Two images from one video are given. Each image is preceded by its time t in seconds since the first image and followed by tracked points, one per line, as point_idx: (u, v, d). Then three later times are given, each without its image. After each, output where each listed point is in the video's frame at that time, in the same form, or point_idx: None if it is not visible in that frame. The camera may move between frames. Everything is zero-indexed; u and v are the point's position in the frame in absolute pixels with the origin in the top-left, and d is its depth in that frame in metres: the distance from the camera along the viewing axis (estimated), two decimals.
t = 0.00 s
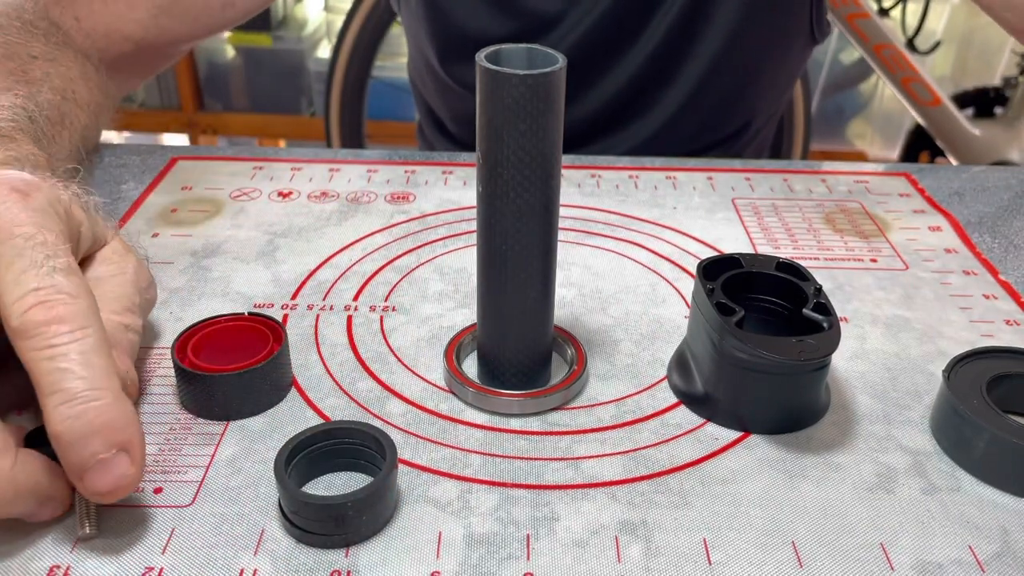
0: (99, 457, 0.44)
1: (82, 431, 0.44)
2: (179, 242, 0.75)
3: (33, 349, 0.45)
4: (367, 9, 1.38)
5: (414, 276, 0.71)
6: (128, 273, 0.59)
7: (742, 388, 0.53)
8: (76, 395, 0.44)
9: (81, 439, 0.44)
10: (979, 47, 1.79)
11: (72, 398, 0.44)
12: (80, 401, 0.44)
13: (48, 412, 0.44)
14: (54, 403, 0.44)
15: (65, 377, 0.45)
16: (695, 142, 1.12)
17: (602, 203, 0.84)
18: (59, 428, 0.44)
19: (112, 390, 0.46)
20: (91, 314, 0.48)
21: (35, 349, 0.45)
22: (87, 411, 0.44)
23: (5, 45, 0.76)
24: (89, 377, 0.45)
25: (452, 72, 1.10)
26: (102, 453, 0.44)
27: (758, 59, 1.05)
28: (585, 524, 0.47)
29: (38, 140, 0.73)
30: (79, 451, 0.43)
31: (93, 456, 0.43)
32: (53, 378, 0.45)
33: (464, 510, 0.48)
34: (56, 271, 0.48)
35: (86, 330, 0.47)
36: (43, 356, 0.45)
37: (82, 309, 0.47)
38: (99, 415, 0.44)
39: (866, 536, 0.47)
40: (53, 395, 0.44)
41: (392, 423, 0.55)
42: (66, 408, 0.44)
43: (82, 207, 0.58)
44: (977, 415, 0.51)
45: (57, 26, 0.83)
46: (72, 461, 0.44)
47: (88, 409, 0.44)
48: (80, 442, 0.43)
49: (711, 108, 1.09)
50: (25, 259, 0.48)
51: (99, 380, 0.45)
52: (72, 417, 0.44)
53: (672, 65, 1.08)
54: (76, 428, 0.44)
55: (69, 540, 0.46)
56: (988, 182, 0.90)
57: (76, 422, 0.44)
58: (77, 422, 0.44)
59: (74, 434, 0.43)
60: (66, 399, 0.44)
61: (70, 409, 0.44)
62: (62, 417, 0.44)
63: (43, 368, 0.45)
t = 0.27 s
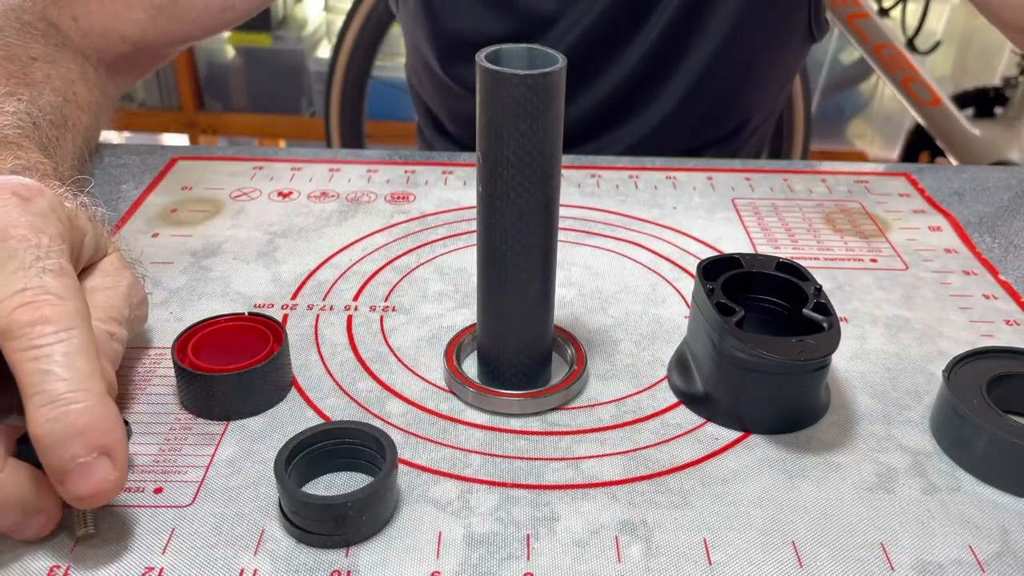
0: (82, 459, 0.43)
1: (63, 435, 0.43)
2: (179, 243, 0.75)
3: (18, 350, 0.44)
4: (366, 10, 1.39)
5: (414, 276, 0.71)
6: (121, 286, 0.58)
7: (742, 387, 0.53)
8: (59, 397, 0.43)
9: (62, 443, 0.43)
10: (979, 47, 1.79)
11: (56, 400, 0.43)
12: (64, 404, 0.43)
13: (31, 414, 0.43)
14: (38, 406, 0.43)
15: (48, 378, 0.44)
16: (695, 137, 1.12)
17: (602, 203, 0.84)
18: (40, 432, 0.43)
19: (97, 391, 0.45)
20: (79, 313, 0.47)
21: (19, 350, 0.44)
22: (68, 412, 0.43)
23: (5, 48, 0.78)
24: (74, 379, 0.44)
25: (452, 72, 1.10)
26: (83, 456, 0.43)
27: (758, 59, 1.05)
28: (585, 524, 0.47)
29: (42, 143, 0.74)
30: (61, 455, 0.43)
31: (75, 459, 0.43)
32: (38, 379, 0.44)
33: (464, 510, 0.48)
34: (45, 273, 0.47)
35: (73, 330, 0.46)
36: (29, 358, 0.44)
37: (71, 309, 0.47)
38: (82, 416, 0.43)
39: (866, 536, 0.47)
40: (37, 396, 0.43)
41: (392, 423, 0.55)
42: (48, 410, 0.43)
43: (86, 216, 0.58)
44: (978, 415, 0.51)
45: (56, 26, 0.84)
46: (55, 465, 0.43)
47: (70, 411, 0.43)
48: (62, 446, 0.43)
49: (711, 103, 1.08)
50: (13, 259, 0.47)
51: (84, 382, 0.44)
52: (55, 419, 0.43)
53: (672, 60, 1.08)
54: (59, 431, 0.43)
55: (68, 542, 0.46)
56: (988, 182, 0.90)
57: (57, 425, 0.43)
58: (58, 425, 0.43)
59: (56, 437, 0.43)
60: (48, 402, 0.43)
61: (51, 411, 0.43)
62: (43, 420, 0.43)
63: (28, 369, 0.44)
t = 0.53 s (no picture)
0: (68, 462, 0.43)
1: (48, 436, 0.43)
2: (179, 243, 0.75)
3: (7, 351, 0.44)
4: (366, 10, 1.39)
5: (414, 276, 0.71)
6: (121, 288, 0.58)
7: (742, 388, 0.53)
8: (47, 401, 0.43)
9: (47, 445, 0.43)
10: (980, 47, 1.79)
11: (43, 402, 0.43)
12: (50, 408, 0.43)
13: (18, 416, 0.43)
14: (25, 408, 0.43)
15: (36, 380, 0.44)
16: (695, 136, 1.11)
17: (602, 203, 0.84)
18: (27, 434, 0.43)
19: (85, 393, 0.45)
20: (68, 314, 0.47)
21: (7, 351, 0.44)
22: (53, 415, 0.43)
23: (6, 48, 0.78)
24: (61, 381, 0.44)
25: (452, 71, 1.10)
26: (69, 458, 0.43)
27: (757, 59, 1.05)
28: (585, 524, 0.47)
29: (43, 144, 0.74)
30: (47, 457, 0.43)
31: (61, 462, 0.43)
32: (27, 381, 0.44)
33: (464, 510, 0.48)
34: (34, 274, 0.47)
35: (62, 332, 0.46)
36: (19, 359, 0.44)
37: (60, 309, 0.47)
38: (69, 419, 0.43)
39: (866, 536, 0.47)
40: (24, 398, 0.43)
41: (392, 423, 0.55)
42: (36, 412, 0.43)
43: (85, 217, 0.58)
44: (977, 415, 0.51)
45: (57, 26, 0.84)
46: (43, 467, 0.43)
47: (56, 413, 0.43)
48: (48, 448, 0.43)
49: (711, 101, 1.08)
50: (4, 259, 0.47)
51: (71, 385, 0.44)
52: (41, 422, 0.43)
53: (672, 59, 1.08)
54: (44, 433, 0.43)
55: (68, 542, 0.46)
56: (988, 182, 0.90)
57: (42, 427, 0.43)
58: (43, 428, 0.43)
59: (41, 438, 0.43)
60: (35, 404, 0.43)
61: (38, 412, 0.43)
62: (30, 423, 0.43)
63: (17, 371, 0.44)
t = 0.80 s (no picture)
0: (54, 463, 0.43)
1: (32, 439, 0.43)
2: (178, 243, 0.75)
3: None
4: (366, 10, 1.39)
5: (414, 276, 0.71)
6: (120, 288, 0.58)
7: (742, 388, 0.53)
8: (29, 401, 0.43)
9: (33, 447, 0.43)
10: (980, 47, 1.79)
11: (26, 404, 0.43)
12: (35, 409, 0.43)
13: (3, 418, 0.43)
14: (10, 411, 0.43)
15: (20, 383, 0.43)
16: (696, 136, 1.11)
17: (602, 203, 0.84)
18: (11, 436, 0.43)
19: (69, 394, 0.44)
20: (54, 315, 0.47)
21: None
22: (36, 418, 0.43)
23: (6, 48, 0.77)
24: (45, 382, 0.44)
25: (452, 72, 1.10)
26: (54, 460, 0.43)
27: (757, 59, 1.05)
28: (585, 524, 0.47)
29: (44, 144, 0.74)
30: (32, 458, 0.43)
31: (46, 464, 0.43)
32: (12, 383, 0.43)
33: (464, 510, 0.48)
34: (21, 274, 0.48)
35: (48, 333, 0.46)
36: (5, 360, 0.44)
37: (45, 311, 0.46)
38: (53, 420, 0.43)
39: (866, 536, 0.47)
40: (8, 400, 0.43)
41: (392, 423, 0.55)
42: (20, 415, 0.43)
43: (84, 216, 0.59)
44: (977, 415, 0.51)
45: (58, 26, 0.84)
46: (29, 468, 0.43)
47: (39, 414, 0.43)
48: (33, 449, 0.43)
49: (711, 101, 1.08)
50: None
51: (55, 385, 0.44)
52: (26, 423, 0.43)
53: (672, 59, 1.08)
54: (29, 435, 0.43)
55: (68, 542, 0.46)
56: (988, 182, 0.90)
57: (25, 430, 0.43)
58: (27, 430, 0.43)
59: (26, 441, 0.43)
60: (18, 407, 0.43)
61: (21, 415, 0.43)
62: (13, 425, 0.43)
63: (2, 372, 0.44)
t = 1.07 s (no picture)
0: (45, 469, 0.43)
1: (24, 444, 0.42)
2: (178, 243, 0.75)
3: None
4: (366, 11, 1.39)
5: (414, 276, 0.71)
6: (118, 281, 0.58)
7: (742, 388, 0.53)
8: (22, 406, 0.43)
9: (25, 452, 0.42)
10: (980, 47, 1.79)
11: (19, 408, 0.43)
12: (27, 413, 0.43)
13: None
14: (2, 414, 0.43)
15: (11, 388, 0.43)
16: (696, 136, 1.11)
17: (602, 203, 0.84)
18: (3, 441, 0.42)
19: (61, 399, 0.44)
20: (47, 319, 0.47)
21: None
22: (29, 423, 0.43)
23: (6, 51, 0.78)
24: (38, 385, 0.44)
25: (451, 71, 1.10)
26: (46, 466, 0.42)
27: (757, 59, 1.05)
28: (585, 524, 0.47)
29: (44, 144, 0.74)
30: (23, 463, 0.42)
31: (38, 470, 0.42)
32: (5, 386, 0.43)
33: (464, 510, 0.48)
34: (15, 277, 0.48)
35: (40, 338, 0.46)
36: None
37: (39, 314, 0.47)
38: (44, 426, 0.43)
39: (866, 536, 0.47)
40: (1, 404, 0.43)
41: (392, 423, 0.55)
42: (11, 419, 0.43)
43: (86, 215, 0.59)
44: (977, 416, 0.51)
45: (57, 26, 0.85)
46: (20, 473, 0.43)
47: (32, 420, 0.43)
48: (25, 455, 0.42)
49: (711, 101, 1.08)
50: None
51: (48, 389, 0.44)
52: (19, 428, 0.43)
53: (672, 60, 1.08)
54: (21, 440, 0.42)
55: (68, 541, 0.46)
56: (988, 182, 0.90)
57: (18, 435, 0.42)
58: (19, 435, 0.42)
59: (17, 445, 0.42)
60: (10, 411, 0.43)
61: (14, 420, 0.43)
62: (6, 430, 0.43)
63: None
